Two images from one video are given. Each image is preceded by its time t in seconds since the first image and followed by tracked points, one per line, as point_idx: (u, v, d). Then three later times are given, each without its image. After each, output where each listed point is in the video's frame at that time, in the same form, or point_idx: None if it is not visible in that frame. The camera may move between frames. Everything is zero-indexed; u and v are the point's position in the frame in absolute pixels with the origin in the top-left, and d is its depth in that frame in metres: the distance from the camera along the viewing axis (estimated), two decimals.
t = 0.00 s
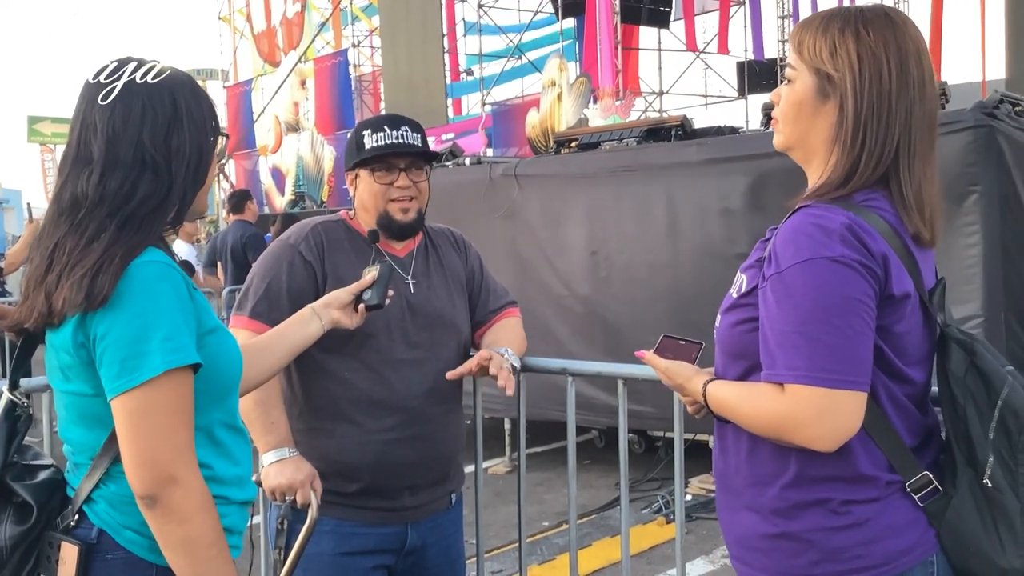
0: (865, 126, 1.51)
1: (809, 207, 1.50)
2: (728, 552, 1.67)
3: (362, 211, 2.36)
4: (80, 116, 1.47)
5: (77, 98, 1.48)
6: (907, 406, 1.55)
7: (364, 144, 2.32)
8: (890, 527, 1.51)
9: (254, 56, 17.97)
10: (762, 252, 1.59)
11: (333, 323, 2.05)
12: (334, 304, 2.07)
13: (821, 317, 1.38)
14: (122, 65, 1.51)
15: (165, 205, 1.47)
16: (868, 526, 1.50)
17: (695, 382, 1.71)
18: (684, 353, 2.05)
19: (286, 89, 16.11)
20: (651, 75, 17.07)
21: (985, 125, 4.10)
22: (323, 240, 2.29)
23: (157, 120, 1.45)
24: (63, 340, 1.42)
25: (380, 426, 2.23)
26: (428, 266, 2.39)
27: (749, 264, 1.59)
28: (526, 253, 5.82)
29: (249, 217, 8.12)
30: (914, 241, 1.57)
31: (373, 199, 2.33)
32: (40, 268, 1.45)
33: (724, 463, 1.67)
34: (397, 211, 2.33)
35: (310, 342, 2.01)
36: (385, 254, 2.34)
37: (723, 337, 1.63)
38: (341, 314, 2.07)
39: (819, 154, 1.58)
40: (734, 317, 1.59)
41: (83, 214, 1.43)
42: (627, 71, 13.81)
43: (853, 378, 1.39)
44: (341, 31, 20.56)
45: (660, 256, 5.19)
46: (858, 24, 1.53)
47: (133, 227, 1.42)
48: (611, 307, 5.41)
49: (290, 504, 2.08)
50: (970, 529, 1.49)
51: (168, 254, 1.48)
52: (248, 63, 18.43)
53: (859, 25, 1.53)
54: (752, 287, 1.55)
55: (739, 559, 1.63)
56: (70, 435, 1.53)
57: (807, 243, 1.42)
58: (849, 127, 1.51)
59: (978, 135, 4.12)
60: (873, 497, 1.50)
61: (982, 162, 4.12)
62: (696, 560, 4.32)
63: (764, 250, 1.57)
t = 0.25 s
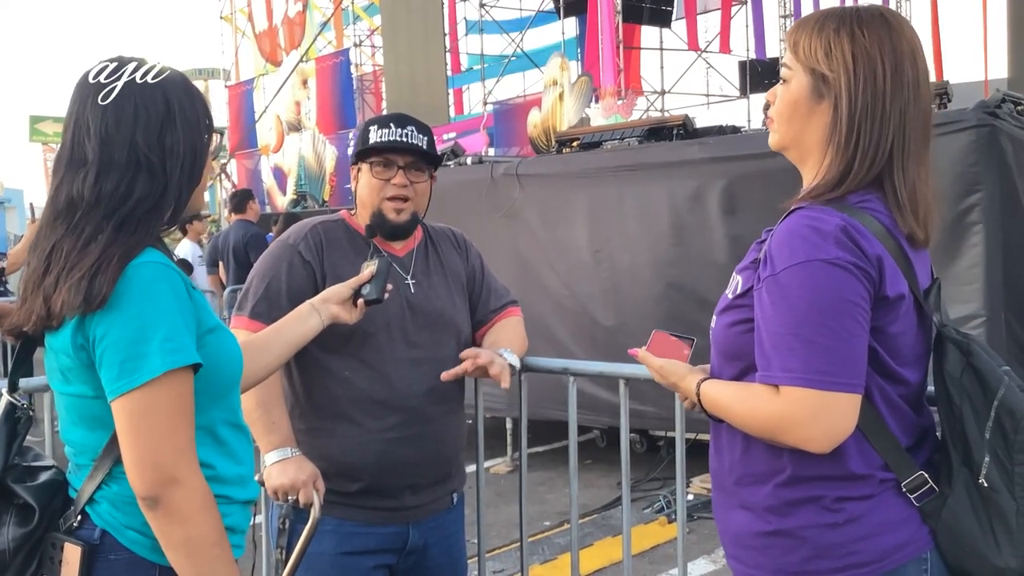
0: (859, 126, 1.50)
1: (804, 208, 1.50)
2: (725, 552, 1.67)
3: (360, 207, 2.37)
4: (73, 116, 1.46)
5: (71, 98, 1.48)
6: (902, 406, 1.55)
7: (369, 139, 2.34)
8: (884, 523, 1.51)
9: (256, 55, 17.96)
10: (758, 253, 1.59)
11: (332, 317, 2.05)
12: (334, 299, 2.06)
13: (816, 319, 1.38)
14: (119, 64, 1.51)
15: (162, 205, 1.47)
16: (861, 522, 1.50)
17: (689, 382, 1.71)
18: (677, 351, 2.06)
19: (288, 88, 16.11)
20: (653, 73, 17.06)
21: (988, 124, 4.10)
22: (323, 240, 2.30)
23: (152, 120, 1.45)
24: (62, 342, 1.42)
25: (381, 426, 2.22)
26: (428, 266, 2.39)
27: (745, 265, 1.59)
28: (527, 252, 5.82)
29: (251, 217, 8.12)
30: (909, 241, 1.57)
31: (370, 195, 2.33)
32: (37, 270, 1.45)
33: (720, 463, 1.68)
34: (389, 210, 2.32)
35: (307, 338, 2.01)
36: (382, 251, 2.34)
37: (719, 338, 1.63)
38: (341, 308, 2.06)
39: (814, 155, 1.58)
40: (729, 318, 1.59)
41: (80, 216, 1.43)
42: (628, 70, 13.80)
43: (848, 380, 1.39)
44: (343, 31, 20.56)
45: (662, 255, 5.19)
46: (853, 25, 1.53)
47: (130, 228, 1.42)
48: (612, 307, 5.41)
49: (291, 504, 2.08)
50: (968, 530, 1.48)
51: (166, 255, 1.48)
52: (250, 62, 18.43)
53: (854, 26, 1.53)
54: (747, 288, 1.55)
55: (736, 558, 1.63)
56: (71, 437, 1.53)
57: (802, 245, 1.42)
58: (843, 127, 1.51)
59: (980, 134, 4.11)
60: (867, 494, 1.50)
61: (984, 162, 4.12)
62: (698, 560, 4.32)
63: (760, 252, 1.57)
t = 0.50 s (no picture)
0: (854, 126, 1.50)
1: (800, 208, 1.50)
2: (721, 551, 1.67)
3: (364, 211, 2.37)
4: (74, 116, 1.47)
5: (71, 99, 1.48)
6: (898, 405, 1.55)
7: (365, 143, 2.32)
8: (879, 522, 1.51)
9: (258, 55, 17.97)
10: (754, 253, 1.59)
11: (333, 316, 2.05)
12: (335, 298, 2.06)
13: (811, 319, 1.38)
14: (120, 64, 1.51)
15: (164, 205, 1.47)
16: (856, 520, 1.50)
17: (687, 383, 1.71)
18: (678, 355, 2.06)
19: (290, 88, 16.12)
20: (655, 73, 17.06)
21: (991, 123, 4.09)
22: (325, 240, 2.30)
23: (152, 120, 1.45)
24: (65, 342, 1.42)
25: (383, 425, 2.23)
26: (431, 265, 2.39)
27: (741, 266, 1.59)
28: (529, 252, 5.82)
29: (254, 216, 8.13)
30: (905, 241, 1.57)
31: (373, 200, 2.33)
32: (39, 270, 1.46)
33: (716, 462, 1.68)
34: (395, 211, 2.32)
35: (308, 337, 2.01)
36: (386, 251, 2.34)
37: (715, 338, 1.63)
38: (341, 307, 2.06)
39: (810, 155, 1.58)
40: (725, 319, 1.59)
41: (82, 216, 1.43)
42: (631, 69, 13.81)
43: (843, 380, 1.39)
44: (345, 30, 20.56)
45: (664, 254, 5.19)
46: (849, 25, 1.53)
47: (133, 229, 1.42)
48: (615, 305, 5.41)
49: (294, 504, 2.08)
50: (961, 531, 1.48)
51: (169, 255, 1.48)
52: (252, 61, 18.43)
53: (850, 26, 1.53)
54: (743, 288, 1.55)
55: (732, 556, 1.63)
56: (73, 436, 1.53)
57: (797, 245, 1.42)
58: (839, 128, 1.51)
59: (983, 134, 4.10)
60: (862, 492, 1.50)
61: (987, 161, 4.11)
62: (700, 559, 4.32)
63: (755, 252, 1.57)
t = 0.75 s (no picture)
0: (852, 126, 1.51)
1: (798, 208, 1.50)
2: (719, 551, 1.67)
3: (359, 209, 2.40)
4: (78, 117, 1.48)
5: (74, 100, 1.49)
6: (896, 405, 1.55)
7: (356, 139, 2.38)
8: (876, 521, 1.51)
9: (260, 55, 17.98)
10: (753, 253, 1.59)
11: (335, 316, 2.06)
12: (336, 298, 2.07)
13: (810, 318, 1.39)
14: (122, 64, 1.52)
15: (169, 205, 1.48)
16: (854, 519, 1.50)
17: (686, 382, 1.72)
18: (676, 355, 2.06)
19: (293, 88, 16.14)
20: (658, 73, 17.04)
21: (993, 123, 4.09)
22: (327, 240, 2.31)
23: (155, 120, 1.46)
24: (71, 342, 1.43)
25: (385, 425, 2.23)
26: (433, 265, 2.40)
27: (739, 265, 1.60)
28: (531, 252, 5.83)
29: (256, 217, 8.15)
30: (903, 240, 1.58)
31: (363, 195, 2.37)
32: (44, 271, 1.46)
33: (714, 462, 1.68)
34: (384, 204, 2.34)
35: (310, 337, 2.02)
36: (390, 254, 2.34)
37: (715, 337, 1.63)
38: (343, 306, 2.07)
39: (808, 155, 1.58)
40: (724, 318, 1.60)
41: (87, 217, 1.44)
42: (633, 69, 13.82)
43: (842, 379, 1.40)
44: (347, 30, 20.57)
45: (666, 255, 5.19)
46: (845, 24, 1.53)
47: (138, 229, 1.43)
48: (617, 305, 5.42)
49: (296, 504, 2.09)
50: (958, 530, 1.49)
51: (173, 255, 1.49)
52: (255, 62, 18.45)
53: (846, 25, 1.53)
54: (742, 288, 1.56)
55: (730, 556, 1.64)
56: (78, 436, 1.54)
57: (796, 244, 1.42)
58: (837, 127, 1.52)
59: (986, 133, 4.10)
60: (859, 491, 1.51)
61: (989, 160, 4.10)
62: (703, 559, 4.32)
63: (753, 251, 1.57)
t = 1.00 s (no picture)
0: (849, 125, 1.51)
1: (796, 208, 1.50)
2: (720, 551, 1.67)
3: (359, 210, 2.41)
4: (78, 119, 1.48)
5: (73, 102, 1.49)
6: (896, 404, 1.55)
7: (354, 141, 2.39)
8: (876, 520, 1.51)
9: (263, 56, 17.99)
10: (751, 253, 1.59)
11: (335, 314, 2.06)
12: (336, 297, 2.07)
13: (810, 318, 1.39)
14: (120, 64, 1.52)
15: (170, 205, 1.48)
16: (854, 519, 1.50)
17: (685, 381, 1.72)
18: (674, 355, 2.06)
19: (295, 88, 16.15)
20: (660, 73, 17.04)
21: (996, 123, 4.08)
22: (328, 240, 2.31)
23: (156, 121, 1.46)
24: (75, 345, 1.43)
25: (387, 425, 2.24)
26: (435, 265, 2.40)
27: (738, 266, 1.60)
28: (534, 252, 5.83)
29: (259, 217, 8.15)
30: (902, 239, 1.57)
31: (362, 198, 2.38)
32: (48, 274, 1.47)
33: (715, 462, 1.68)
34: (383, 206, 2.34)
35: (310, 336, 2.02)
36: (391, 254, 2.35)
37: (715, 338, 1.63)
38: (343, 305, 2.07)
39: (806, 155, 1.58)
40: (724, 319, 1.60)
41: (89, 219, 1.44)
42: (636, 69, 13.82)
43: (842, 379, 1.40)
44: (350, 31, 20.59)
45: (669, 255, 5.19)
46: (841, 24, 1.54)
47: (140, 230, 1.43)
48: (619, 306, 5.42)
49: (298, 505, 2.09)
50: (957, 529, 1.49)
51: (176, 255, 1.49)
52: (257, 63, 18.47)
53: (843, 25, 1.54)
54: (741, 288, 1.56)
55: (731, 556, 1.64)
56: (83, 437, 1.54)
57: (795, 244, 1.42)
58: (835, 127, 1.52)
59: (989, 134, 4.09)
60: (858, 490, 1.51)
61: (992, 160, 4.09)
62: (705, 560, 4.32)
63: (753, 252, 1.57)
